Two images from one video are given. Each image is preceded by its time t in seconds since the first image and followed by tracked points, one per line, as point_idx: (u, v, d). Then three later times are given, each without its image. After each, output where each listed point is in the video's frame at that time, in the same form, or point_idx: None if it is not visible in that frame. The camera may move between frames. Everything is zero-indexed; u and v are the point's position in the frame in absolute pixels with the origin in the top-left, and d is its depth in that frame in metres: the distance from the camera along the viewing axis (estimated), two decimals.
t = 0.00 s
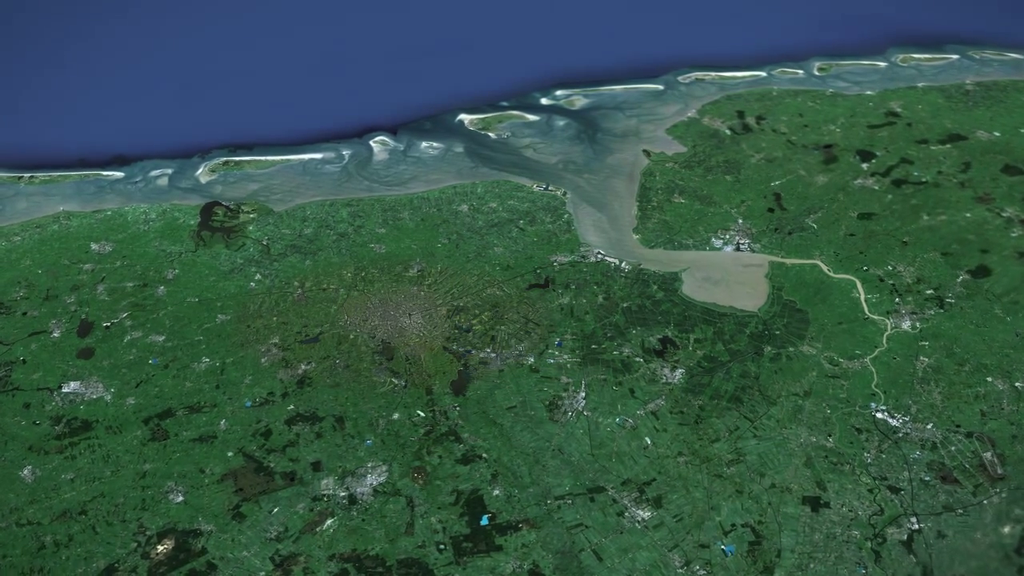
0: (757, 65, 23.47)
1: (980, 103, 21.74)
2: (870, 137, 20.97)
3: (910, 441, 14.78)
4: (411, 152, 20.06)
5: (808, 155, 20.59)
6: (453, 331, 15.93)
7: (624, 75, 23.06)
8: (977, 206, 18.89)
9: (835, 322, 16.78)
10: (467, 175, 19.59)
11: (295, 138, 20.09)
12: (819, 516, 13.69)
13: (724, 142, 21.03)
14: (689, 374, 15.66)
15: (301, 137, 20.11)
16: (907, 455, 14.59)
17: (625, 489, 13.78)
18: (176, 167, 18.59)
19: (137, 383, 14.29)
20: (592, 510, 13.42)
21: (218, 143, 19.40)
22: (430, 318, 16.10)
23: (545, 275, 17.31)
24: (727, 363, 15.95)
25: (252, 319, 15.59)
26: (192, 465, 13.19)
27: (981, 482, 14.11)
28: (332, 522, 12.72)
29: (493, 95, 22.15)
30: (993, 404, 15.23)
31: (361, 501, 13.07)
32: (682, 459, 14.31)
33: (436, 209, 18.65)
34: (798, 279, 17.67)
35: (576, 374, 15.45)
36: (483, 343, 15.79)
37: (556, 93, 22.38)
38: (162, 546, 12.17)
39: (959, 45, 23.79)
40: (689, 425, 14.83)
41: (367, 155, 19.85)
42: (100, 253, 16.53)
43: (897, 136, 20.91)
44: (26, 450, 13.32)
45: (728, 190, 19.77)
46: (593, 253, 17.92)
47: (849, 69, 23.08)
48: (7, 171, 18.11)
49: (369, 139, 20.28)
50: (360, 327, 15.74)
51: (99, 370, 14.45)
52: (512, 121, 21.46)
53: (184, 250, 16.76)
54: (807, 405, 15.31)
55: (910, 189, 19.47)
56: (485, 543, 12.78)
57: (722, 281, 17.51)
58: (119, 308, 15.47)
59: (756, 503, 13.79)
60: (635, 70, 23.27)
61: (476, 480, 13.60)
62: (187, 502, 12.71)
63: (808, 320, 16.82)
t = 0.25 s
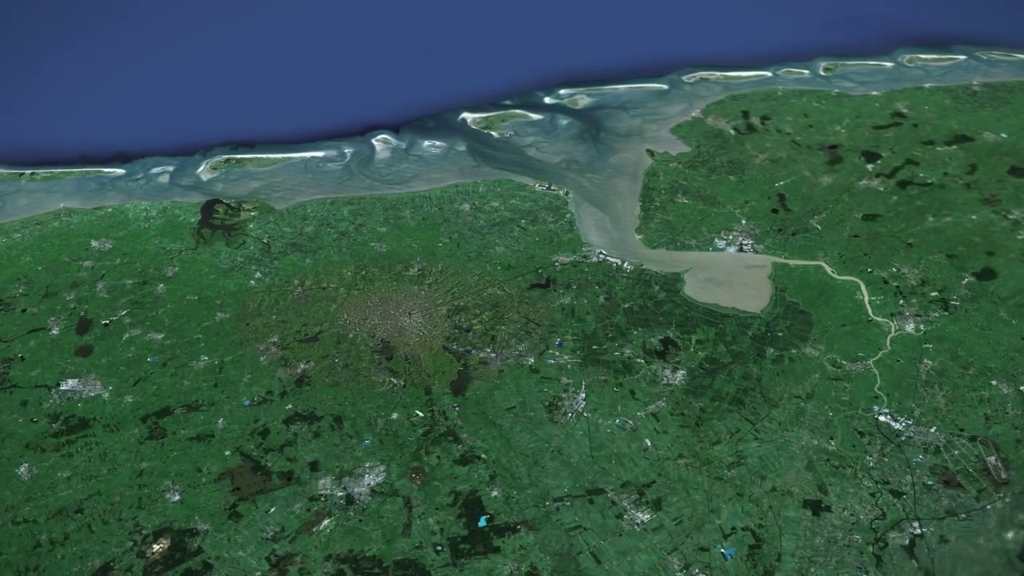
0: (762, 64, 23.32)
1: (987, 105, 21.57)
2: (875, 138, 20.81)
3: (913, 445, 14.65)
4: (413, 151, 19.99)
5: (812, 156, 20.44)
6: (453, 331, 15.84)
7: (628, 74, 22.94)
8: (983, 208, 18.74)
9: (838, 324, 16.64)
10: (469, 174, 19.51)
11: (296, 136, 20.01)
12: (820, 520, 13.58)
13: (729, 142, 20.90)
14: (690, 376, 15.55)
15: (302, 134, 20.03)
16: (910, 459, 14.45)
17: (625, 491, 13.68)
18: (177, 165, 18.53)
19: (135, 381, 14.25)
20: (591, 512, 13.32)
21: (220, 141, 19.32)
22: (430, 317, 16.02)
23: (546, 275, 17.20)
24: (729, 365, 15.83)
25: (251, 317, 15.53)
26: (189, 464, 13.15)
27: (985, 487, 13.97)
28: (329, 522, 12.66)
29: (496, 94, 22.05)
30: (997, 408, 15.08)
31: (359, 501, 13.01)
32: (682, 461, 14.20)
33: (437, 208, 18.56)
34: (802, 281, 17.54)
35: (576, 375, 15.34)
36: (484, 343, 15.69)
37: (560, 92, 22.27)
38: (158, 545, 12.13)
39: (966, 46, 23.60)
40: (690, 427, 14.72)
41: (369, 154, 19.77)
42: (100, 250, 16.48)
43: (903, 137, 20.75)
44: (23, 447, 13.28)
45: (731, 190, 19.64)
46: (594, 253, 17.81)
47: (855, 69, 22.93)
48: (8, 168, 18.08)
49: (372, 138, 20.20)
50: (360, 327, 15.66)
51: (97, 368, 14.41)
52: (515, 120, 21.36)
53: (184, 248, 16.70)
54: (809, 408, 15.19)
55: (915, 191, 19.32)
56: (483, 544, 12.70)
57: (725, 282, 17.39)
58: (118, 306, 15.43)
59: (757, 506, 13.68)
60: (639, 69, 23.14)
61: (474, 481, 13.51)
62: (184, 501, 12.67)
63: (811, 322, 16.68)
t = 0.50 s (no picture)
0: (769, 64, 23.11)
1: (996, 105, 21.34)
2: (882, 138, 20.60)
3: (917, 449, 14.46)
4: (416, 149, 19.86)
5: (819, 156, 20.25)
6: (453, 330, 15.72)
7: (633, 73, 22.76)
8: (991, 210, 18.52)
9: (843, 326, 16.46)
10: (472, 173, 19.37)
11: (298, 133, 19.89)
12: (822, 524, 13.41)
13: (734, 142, 20.72)
14: (692, 378, 15.38)
15: (304, 132, 19.91)
16: (914, 464, 14.27)
17: (625, 494, 13.54)
18: (178, 161, 18.45)
19: (132, 378, 14.17)
20: (590, 515, 13.19)
21: (222, 137, 19.22)
22: (431, 316, 15.89)
23: (548, 274, 17.05)
24: (732, 367, 15.65)
25: (250, 315, 15.44)
26: (185, 462, 13.07)
27: (991, 493, 13.77)
28: (326, 523, 12.57)
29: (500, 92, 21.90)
30: (1004, 412, 14.88)
31: (355, 502, 12.91)
32: (683, 464, 14.05)
33: (438, 207, 18.41)
34: (807, 282, 17.36)
35: (577, 376, 15.19)
36: (484, 343, 15.56)
37: (564, 90, 22.12)
38: (153, 544, 12.07)
39: (975, 46, 23.35)
40: (691, 430, 14.56)
41: (371, 151, 19.65)
42: (100, 247, 16.40)
43: (911, 138, 20.53)
44: (19, 444, 13.22)
45: (736, 190, 19.46)
46: (597, 253, 17.65)
47: (863, 70, 22.71)
48: (9, 163, 18.02)
49: (374, 136, 20.07)
50: (360, 326, 15.56)
51: (94, 365, 14.33)
52: (519, 118, 21.21)
53: (184, 245, 16.60)
54: (812, 411, 15.02)
55: (923, 192, 19.11)
56: (481, 546, 12.58)
57: (729, 283, 17.22)
58: (116, 303, 15.35)
59: (758, 511, 13.52)
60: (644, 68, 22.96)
61: (473, 482, 13.39)
62: (179, 501, 12.61)
63: (815, 324, 16.50)
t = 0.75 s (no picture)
0: (777, 63, 22.84)
1: (1008, 106, 21.03)
2: (891, 139, 20.32)
3: (924, 455, 14.22)
4: (419, 146, 19.68)
5: (826, 156, 19.99)
6: (454, 330, 15.53)
7: (639, 70, 22.51)
8: (1001, 212, 18.24)
9: (849, 329, 16.21)
10: (474, 171, 19.18)
11: (301, 130, 19.73)
12: (826, 531, 13.19)
13: (741, 142, 20.48)
14: (696, 380, 15.17)
15: (307, 128, 19.75)
16: (920, 469, 14.03)
17: (625, 498, 13.34)
18: (180, 157, 18.32)
19: (129, 376, 14.05)
20: (590, 519, 13.00)
21: (223, 133, 19.11)
22: (431, 316, 15.72)
23: (551, 274, 16.84)
24: (736, 370, 15.43)
25: (249, 313, 15.30)
26: (180, 462, 12.95)
27: (999, 500, 13.52)
28: (321, 524, 12.42)
29: (505, 89, 21.69)
30: (1013, 418, 14.61)
31: (352, 503, 12.76)
32: (685, 468, 13.84)
33: (441, 205, 18.23)
34: (813, 284, 17.12)
35: (579, 377, 14.99)
36: (485, 343, 15.37)
37: (570, 88, 21.89)
38: (146, 544, 11.96)
39: (987, 46, 23.02)
40: (694, 433, 14.35)
41: (374, 149, 19.47)
42: (99, 243, 16.28)
43: (921, 138, 20.25)
44: (14, 442, 13.12)
45: (743, 191, 19.22)
46: (601, 253, 17.43)
47: (872, 69, 22.41)
48: (10, 159, 17.93)
49: (377, 133, 19.89)
50: (360, 324, 15.41)
51: (91, 362, 14.22)
52: (523, 116, 21.00)
53: (183, 242, 16.47)
54: (817, 415, 14.79)
55: (932, 194, 18.83)
56: (478, 550, 12.41)
57: (733, 284, 17.00)
58: (114, 300, 15.23)
59: (761, 516, 13.31)
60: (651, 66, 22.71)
61: (471, 484, 13.22)
62: (174, 500, 12.49)
63: (821, 326, 16.26)
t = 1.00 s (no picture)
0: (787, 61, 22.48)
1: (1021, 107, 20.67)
2: (903, 139, 19.98)
3: (933, 462, 13.91)
4: (422, 143, 19.42)
5: (836, 156, 19.67)
6: (455, 329, 15.29)
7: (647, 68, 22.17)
8: (1014, 214, 17.90)
9: (858, 332, 15.90)
10: (478, 168, 18.92)
11: (303, 126, 19.49)
12: (832, 538, 12.91)
13: (749, 141, 20.17)
14: (700, 383, 14.90)
15: (309, 124, 19.51)
16: (929, 477, 13.72)
17: (627, 502, 13.08)
18: (181, 152, 18.13)
19: (124, 373, 13.88)
20: (590, 524, 12.76)
21: (225, 129, 18.83)
22: (432, 315, 15.49)
23: (554, 273, 16.57)
24: (741, 373, 15.15)
25: (247, 311, 15.11)
26: (175, 461, 12.78)
27: (1010, 509, 13.20)
28: (317, 526, 12.24)
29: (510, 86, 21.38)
30: None
31: (348, 505, 12.56)
32: (689, 472, 13.57)
33: (444, 202, 17.98)
34: (821, 286, 16.81)
35: (581, 379, 14.73)
36: (486, 343, 15.13)
37: (576, 85, 21.56)
38: (138, 545, 11.77)
39: (1001, 45, 22.61)
40: (698, 437, 14.08)
41: (377, 145, 19.20)
42: (97, 238, 16.11)
43: (933, 138, 19.90)
44: (7, 439, 12.96)
45: (750, 191, 18.93)
46: (605, 252, 17.16)
47: (884, 68, 22.04)
48: (10, 153, 17.78)
49: (380, 129, 19.61)
50: (360, 323, 15.19)
51: (86, 359, 14.05)
52: (528, 113, 20.72)
53: (183, 238, 16.28)
54: (824, 419, 14.50)
55: (943, 195, 18.50)
56: (476, 554, 12.19)
57: (740, 286, 16.71)
58: (112, 296, 15.06)
59: (765, 522, 13.03)
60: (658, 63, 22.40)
61: (469, 487, 12.99)
62: (168, 500, 12.31)
63: (829, 329, 15.96)
